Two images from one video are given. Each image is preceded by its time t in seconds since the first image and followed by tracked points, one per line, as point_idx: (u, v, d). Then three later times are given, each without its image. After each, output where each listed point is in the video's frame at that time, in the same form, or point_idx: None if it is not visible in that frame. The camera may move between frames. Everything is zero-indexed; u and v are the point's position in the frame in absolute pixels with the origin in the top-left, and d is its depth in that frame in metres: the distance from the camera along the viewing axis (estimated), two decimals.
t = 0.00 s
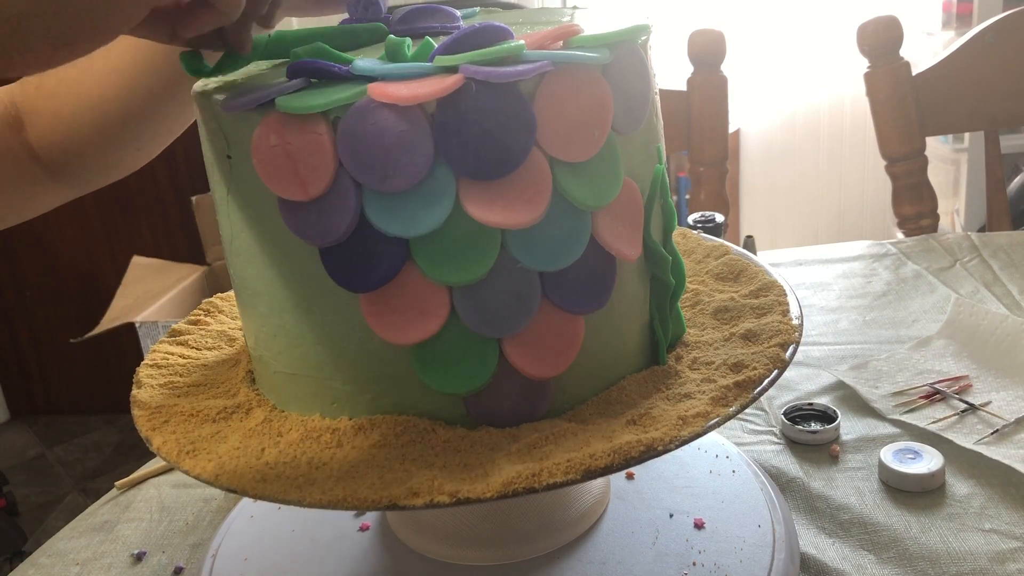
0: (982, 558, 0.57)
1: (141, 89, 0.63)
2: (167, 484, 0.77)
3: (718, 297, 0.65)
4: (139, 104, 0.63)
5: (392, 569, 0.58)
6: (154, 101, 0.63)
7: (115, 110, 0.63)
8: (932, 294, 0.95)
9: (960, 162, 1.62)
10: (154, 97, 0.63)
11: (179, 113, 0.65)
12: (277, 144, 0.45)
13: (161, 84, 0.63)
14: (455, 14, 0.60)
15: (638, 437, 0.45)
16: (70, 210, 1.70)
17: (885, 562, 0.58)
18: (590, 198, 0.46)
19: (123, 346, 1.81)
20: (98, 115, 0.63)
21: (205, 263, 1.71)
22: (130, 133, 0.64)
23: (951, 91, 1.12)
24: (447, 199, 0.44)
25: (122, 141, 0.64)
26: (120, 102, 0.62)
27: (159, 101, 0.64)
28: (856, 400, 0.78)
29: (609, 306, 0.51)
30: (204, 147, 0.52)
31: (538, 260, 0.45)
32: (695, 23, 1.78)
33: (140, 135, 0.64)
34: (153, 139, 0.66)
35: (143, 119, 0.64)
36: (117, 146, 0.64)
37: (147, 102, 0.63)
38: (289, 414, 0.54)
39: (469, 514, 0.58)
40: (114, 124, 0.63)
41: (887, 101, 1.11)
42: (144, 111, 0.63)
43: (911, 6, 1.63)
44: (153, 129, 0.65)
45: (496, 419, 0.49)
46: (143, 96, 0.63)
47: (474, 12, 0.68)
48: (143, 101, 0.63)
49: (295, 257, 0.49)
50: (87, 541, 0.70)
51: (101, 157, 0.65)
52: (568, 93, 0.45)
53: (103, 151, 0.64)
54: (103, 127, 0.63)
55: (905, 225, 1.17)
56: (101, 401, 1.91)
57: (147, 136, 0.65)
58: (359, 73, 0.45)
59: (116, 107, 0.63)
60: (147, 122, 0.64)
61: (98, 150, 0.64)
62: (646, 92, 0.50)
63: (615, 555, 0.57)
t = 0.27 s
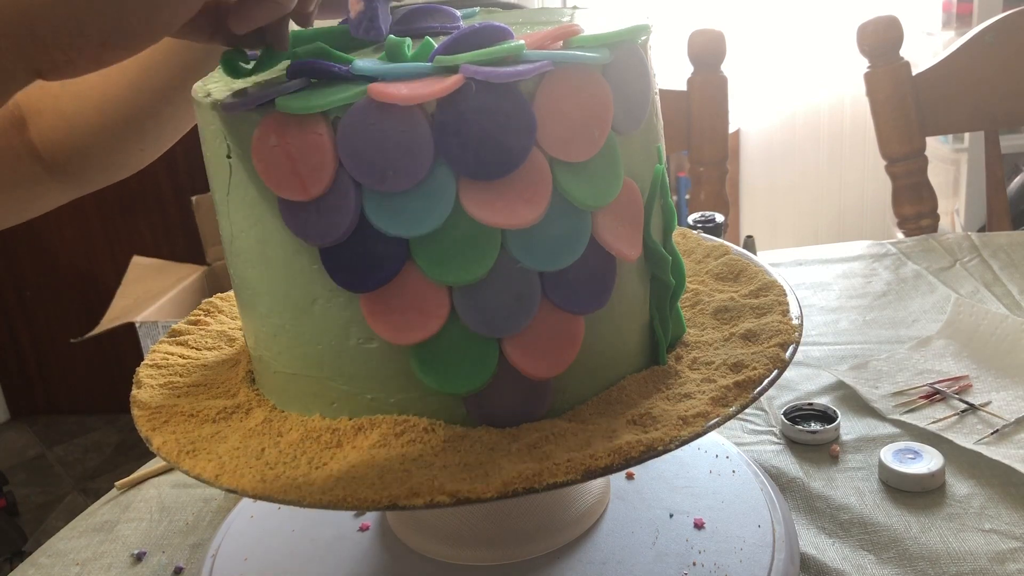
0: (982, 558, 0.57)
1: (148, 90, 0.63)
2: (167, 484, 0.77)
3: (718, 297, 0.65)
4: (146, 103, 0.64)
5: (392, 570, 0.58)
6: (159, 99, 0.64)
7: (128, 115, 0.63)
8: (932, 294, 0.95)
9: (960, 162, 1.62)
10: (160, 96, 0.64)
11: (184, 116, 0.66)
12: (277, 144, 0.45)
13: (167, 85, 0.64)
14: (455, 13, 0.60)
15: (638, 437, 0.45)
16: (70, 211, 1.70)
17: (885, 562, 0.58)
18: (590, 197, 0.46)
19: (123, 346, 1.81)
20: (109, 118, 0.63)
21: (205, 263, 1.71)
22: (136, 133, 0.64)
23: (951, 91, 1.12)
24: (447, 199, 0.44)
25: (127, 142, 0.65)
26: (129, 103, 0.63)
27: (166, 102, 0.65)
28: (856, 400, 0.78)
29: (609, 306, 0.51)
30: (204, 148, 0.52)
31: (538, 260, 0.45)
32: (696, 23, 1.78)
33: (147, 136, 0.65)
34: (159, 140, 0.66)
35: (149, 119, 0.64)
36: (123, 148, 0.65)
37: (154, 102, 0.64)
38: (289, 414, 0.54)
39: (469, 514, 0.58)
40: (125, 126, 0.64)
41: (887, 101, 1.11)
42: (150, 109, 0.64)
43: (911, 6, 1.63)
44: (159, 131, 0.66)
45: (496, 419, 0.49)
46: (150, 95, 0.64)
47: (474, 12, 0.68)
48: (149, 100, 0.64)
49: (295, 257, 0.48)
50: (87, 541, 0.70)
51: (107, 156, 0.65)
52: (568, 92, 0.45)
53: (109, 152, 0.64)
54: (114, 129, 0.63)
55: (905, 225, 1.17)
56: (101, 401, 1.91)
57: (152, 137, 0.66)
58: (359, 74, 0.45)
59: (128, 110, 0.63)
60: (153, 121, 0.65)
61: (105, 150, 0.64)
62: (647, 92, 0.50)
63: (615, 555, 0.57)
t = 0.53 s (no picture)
0: (982, 558, 0.57)
1: (151, 90, 0.64)
2: (167, 484, 0.77)
3: (718, 297, 0.65)
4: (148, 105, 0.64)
5: (392, 570, 0.58)
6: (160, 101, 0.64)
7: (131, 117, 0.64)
8: (932, 294, 0.95)
9: (960, 162, 1.62)
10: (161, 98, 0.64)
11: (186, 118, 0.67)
12: (277, 144, 0.45)
13: (170, 87, 0.64)
14: (455, 13, 0.60)
15: (639, 437, 0.45)
16: (70, 211, 1.70)
17: (885, 562, 0.58)
18: (590, 197, 0.46)
19: (123, 346, 1.81)
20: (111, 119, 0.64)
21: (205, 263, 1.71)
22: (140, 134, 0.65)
23: (951, 90, 1.12)
24: (447, 199, 0.44)
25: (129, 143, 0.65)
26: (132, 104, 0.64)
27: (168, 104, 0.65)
28: (856, 400, 0.78)
29: (609, 306, 0.51)
30: (204, 148, 0.52)
31: (538, 260, 0.45)
32: (696, 23, 1.78)
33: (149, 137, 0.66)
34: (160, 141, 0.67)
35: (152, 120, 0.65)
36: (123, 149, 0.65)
37: (157, 102, 0.64)
38: (289, 414, 0.54)
39: (469, 514, 0.58)
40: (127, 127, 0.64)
41: (887, 101, 1.11)
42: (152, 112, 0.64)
43: (911, 6, 1.63)
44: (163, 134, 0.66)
45: (496, 419, 0.49)
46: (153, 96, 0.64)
47: (474, 12, 0.68)
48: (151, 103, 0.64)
49: (295, 257, 0.49)
50: (87, 541, 0.70)
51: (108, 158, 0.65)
52: (568, 92, 0.45)
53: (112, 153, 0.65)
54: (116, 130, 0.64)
55: (905, 225, 1.17)
56: (101, 401, 1.91)
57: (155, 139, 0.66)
58: (359, 74, 0.45)
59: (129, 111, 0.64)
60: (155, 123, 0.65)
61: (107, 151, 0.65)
62: (647, 92, 0.50)
63: (615, 555, 0.57)
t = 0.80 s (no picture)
0: (982, 558, 0.57)
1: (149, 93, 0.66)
2: (167, 484, 0.77)
3: (718, 297, 0.65)
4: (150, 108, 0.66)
5: (392, 570, 0.58)
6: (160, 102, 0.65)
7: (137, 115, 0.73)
8: (932, 294, 0.95)
9: (960, 162, 1.62)
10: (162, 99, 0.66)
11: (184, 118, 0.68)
12: (277, 144, 0.45)
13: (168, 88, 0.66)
14: (455, 13, 0.60)
15: (638, 437, 0.46)
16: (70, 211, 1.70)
17: (885, 562, 0.58)
18: (590, 197, 0.46)
19: (123, 346, 1.81)
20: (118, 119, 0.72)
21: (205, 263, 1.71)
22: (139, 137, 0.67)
23: (950, 90, 1.12)
24: (447, 199, 0.44)
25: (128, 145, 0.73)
26: (136, 109, 0.73)
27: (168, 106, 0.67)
28: (856, 400, 0.78)
29: (609, 306, 0.51)
30: (204, 148, 0.52)
31: (539, 260, 0.45)
32: (696, 23, 1.78)
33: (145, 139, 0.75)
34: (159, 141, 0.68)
35: (151, 123, 0.75)
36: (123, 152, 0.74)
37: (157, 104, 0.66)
38: (289, 414, 0.54)
39: (469, 514, 0.58)
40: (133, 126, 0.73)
41: (887, 101, 1.11)
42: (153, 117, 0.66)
43: (911, 6, 1.63)
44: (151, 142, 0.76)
45: (496, 419, 0.49)
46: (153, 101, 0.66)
47: (474, 12, 0.68)
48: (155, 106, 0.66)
49: (295, 256, 0.48)
50: (87, 540, 0.70)
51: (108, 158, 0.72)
52: (568, 92, 0.45)
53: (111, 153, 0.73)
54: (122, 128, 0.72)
55: (905, 225, 1.17)
56: (100, 401, 1.91)
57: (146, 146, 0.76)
58: (358, 73, 0.45)
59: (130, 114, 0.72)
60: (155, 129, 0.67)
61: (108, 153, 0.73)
62: (647, 92, 0.50)
63: (615, 555, 0.57)
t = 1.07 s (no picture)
0: (982, 558, 0.57)
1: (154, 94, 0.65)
2: (167, 484, 0.77)
3: (718, 297, 0.65)
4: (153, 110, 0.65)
5: (392, 570, 0.58)
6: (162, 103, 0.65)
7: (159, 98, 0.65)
8: (932, 294, 0.95)
9: (960, 162, 1.62)
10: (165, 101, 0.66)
11: (185, 119, 0.68)
12: (277, 144, 0.45)
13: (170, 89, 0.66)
14: (455, 14, 0.60)
15: (638, 437, 0.46)
16: (70, 211, 1.70)
17: (885, 562, 0.58)
18: (590, 197, 0.46)
19: (123, 346, 1.81)
20: (134, 104, 0.64)
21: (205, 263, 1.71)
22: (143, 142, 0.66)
23: (950, 90, 1.12)
24: (447, 200, 0.44)
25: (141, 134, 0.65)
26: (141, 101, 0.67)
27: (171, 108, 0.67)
28: (856, 400, 0.78)
29: (609, 306, 0.51)
30: (204, 148, 0.52)
31: (539, 259, 0.45)
32: (695, 23, 1.78)
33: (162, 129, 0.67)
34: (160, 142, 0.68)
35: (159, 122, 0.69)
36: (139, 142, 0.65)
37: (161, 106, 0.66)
38: (289, 414, 0.54)
39: (470, 514, 0.58)
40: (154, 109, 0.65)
41: (887, 101, 1.11)
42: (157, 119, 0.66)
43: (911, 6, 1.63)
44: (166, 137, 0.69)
45: (496, 419, 0.49)
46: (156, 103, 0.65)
47: (474, 12, 0.68)
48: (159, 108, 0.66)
49: (295, 256, 0.48)
50: (87, 541, 0.70)
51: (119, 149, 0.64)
52: (568, 92, 0.45)
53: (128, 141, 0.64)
54: (139, 115, 0.64)
55: (905, 225, 1.17)
56: (100, 401, 1.91)
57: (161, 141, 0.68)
58: (359, 74, 0.45)
59: (146, 100, 0.64)
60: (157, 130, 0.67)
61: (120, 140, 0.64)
62: (647, 92, 0.50)
63: (615, 554, 0.57)
